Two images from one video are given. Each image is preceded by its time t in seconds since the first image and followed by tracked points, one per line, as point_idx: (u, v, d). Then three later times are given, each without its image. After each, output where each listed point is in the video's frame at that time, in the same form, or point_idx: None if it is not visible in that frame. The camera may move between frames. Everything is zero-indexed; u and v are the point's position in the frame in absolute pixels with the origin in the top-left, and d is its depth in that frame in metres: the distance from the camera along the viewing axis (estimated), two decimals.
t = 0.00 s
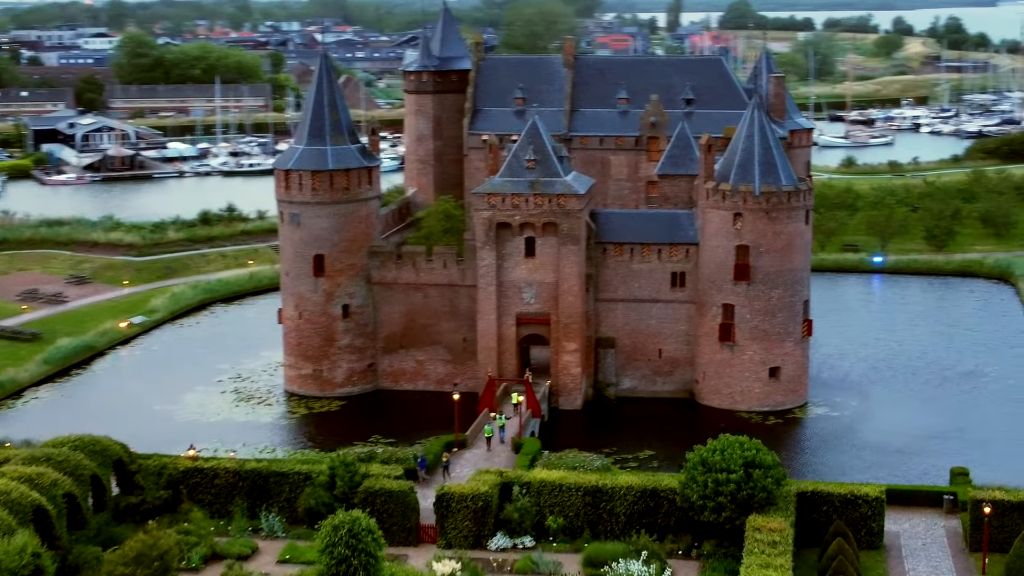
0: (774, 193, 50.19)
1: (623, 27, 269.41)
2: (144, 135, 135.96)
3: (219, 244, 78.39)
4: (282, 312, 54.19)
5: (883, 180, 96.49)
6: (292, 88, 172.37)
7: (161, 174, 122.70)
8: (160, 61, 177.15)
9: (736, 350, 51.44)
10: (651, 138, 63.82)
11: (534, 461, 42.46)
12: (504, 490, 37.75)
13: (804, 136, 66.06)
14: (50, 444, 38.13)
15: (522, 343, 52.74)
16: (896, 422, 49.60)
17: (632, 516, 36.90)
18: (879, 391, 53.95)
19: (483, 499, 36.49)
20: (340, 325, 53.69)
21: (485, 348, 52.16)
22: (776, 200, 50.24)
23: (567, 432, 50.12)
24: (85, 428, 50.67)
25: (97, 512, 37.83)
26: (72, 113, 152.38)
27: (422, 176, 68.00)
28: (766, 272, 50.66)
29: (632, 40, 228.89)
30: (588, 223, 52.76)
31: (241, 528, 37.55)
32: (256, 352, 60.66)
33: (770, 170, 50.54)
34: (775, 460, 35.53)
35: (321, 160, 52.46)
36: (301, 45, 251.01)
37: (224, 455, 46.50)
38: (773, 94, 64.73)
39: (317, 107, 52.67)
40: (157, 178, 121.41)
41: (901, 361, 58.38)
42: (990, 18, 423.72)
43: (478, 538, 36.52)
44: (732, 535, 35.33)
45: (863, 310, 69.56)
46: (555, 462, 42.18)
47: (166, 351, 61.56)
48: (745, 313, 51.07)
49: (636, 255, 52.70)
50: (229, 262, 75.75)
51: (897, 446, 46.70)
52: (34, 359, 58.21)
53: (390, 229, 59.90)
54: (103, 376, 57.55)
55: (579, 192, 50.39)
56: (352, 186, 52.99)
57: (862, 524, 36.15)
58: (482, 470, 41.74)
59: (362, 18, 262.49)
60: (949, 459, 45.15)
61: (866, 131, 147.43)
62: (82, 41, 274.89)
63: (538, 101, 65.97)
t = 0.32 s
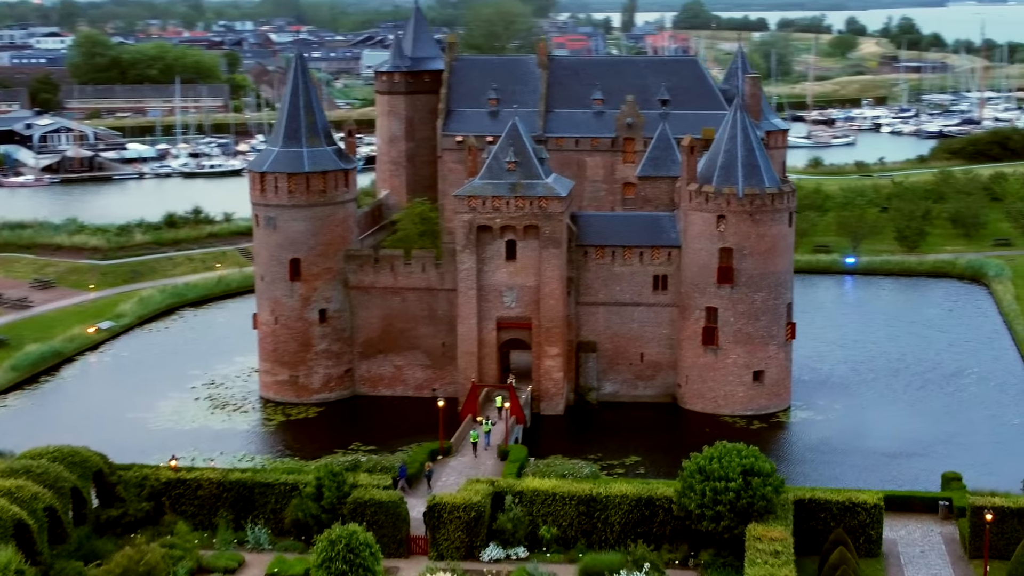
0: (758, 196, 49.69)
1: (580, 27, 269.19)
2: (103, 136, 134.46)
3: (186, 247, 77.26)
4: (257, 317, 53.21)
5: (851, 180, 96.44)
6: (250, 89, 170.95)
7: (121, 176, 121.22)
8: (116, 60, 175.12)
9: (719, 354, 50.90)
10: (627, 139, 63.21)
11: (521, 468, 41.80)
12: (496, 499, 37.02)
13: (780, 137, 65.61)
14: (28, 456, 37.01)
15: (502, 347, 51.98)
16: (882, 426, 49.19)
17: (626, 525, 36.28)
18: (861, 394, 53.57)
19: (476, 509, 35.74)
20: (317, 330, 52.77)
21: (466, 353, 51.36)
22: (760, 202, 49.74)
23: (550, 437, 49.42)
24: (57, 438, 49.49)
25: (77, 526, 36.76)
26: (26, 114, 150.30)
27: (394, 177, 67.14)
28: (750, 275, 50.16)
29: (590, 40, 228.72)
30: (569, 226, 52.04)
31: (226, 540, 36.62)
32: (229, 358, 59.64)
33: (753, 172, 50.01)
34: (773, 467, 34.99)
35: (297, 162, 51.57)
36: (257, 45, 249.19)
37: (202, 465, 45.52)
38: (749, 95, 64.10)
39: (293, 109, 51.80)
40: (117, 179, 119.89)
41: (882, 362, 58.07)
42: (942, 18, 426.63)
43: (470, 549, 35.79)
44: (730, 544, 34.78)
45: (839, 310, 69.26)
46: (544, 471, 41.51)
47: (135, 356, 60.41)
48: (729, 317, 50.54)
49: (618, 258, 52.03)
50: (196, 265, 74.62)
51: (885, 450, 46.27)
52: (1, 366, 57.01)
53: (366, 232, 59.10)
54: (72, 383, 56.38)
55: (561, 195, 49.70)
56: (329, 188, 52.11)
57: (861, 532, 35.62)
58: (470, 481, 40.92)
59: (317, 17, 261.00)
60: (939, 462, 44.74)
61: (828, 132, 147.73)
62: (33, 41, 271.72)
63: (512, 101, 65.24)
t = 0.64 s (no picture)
0: (742, 197, 49.09)
1: (537, 27, 268.58)
2: (62, 137, 132.65)
3: (153, 250, 76.05)
4: (233, 322, 52.14)
5: (821, 180, 96.16)
6: (208, 90, 169.27)
7: (81, 177, 119.57)
8: (73, 60, 172.91)
9: (703, 358, 50.29)
10: (604, 139, 62.69)
11: (511, 475, 41.02)
12: (490, 509, 36.17)
13: (757, 137, 65.11)
14: (6, 467, 35.84)
15: (483, 352, 51.14)
16: (868, 429, 48.65)
17: (623, 534, 35.58)
18: (845, 397, 53.08)
19: (469, 520, 34.89)
20: (294, 335, 51.76)
21: (446, 357, 50.47)
22: (745, 203, 49.14)
23: (534, 443, 48.64)
24: (30, 447, 48.24)
25: (58, 540, 35.61)
26: None
27: (367, 179, 66.03)
28: (735, 277, 49.55)
29: (549, 40, 228.18)
30: (551, 228, 51.23)
31: (212, 553, 35.63)
32: (201, 363, 58.58)
33: (737, 172, 49.42)
34: (773, 474, 34.34)
35: (274, 164, 50.57)
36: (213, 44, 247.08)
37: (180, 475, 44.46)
38: (727, 95, 63.69)
39: (268, 110, 50.86)
40: (77, 181, 118.23)
41: (863, 364, 57.63)
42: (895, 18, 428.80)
43: (463, 560, 34.90)
44: (730, 553, 34.13)
45: (816, 310, 68.85)
46: (534, 478, 40.71)
47: (105, 362, 59.21)
48: (713, 320, 49.91)
49: (601, 261, 51.26)
50: (164, 269, 73.42)
51: (875, 454, 45.72)
52: None
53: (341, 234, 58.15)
54: (42, 390, 55.15)
55: (544, 196, 48.95)
56: (306, 191, 51.13)
57: (861, 539, 35.01)
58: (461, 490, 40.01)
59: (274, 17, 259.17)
60: (931, 467, 44.22)
61: (791, 131, 147.61)
62: None
63: (486, 102, 64.52)
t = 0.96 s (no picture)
0: (732, 197, 48.41)
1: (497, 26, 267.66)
2: (23, 138, 130.80)
3: (123, 253, 74.87)
4: (211, 326, 51.04)
5: (793, 179, 95.72)
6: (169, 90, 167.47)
7: (44, 178, 117.87)
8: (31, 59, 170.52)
9: (692, 360, 49.58)
10: (585, 139, 61.92)
11: (503, 483, 40.14)
12: (488, 518, 35.23)
13: (737, 136, 64.23)
14: None
15: (468, 355, 50.24)
16: (859, 432, 48.04)
17: (623, 543, 34.84)
18: (833, 398, 52.50)
19: (467, 529, 33.98)
20: (274, 339, 50.73)
21: (431, 361, 49.52)
22: (733, 203, 48.46)
23: (521, 447, 47.79)
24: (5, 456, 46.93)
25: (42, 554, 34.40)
26: None
27: (342, 179, 64.68)
28: (723, 278, 48.87)
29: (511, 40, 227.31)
30: (537, 229, 50.35)
31: (200, 565, 34.53)
32: (177, 368, 57.45)
33: (725, 172, 48.74)
34: (778, 481, 33.65)
35: (253, 165, 49.51)
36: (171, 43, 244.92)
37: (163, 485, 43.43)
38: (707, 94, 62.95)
39: (247, 109, 49.86)
40: (39, 182, 116.58)
41: (847, 365, 57.06)
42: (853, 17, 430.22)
43: (461, 571, 34.00)
44: (735, 562, 33.42)
45: (796, 310, 68.29)
46: (527, 486, 39.86)
47: (78, 367, 57.99)
48: (702, 321, 49.23)
49: (587, 263, 50.45)
50: (134, 271, 72.22)
51: (869, 459, 45.10)
52: None
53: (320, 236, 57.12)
54: (14, 396, 53.87)
55: (530, 197, 48.09)
56: (287, 192, 50.11)
57: (866, 546, 34.32)
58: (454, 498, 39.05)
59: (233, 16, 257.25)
60: (927, 470, 43.63)
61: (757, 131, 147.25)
62: None
63: (464, 101, 63.66)
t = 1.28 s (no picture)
0: (727, 197, 47.67)
1: (464, 26, 266.60)
2: None
3: (98, 256, 73.76)
4: (195, 331, 49.97)
5: (771, 179, 95.22)
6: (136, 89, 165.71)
7: (12, 179, 116.25)
8: None
9: (686, 363, 48.81)
10: (570, 139, 61.18)
11: (501, 490, 39.30)
12: (490, 527, 34.35)
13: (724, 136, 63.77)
14: None
15: (458, 359, 49.35)
16: (857, 436, 47.37)
17: (630, 552, 34.08)
18: (827, 401, 51.85)
19: (471, 540, 33.12)
20: (260, 344, 49.67)
21: (421, 365, 48.59)
22: (728, 203, 47.72)
23: (515, 453, 46.92)
24: None
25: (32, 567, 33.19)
26: None
27: (324, 180, 63.27)
28: (719, 280, 48.12)
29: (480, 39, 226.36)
30: (527, 230, 49.44)
31: None
32: (157, 372, 56.34)
33: (719, 172, 48.06)
34: (789, 488, 32.92)
35: (238, 165, 48.43)
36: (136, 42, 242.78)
37: (151, 494, 42.40)
38: (694, 92, 62.46)
39: (232, 109, 48.83)
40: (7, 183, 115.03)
41: (839, 366, 56.40)
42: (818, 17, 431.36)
43: None
44: (746, 571, 32.62)
45: (782, 309, 67.67)
46: (526, 493, 39.02)
47: (57, 371, 56.86)
48: (696, 324, 48.46)
49: (579, 264, 49.56)
50: (110, 274, 71.11)
51: (869, 464, 44.44)
52: None
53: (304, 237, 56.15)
54: None
55: (522, 198, 47.25)
56: (272, 194, 49.10)
57: (878, 554, 33.65)
58: (452, 507, 38.11)
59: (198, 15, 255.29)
60: (930, 475, 42.99)
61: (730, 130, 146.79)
62: None
63: (449, 100, 62.78)
